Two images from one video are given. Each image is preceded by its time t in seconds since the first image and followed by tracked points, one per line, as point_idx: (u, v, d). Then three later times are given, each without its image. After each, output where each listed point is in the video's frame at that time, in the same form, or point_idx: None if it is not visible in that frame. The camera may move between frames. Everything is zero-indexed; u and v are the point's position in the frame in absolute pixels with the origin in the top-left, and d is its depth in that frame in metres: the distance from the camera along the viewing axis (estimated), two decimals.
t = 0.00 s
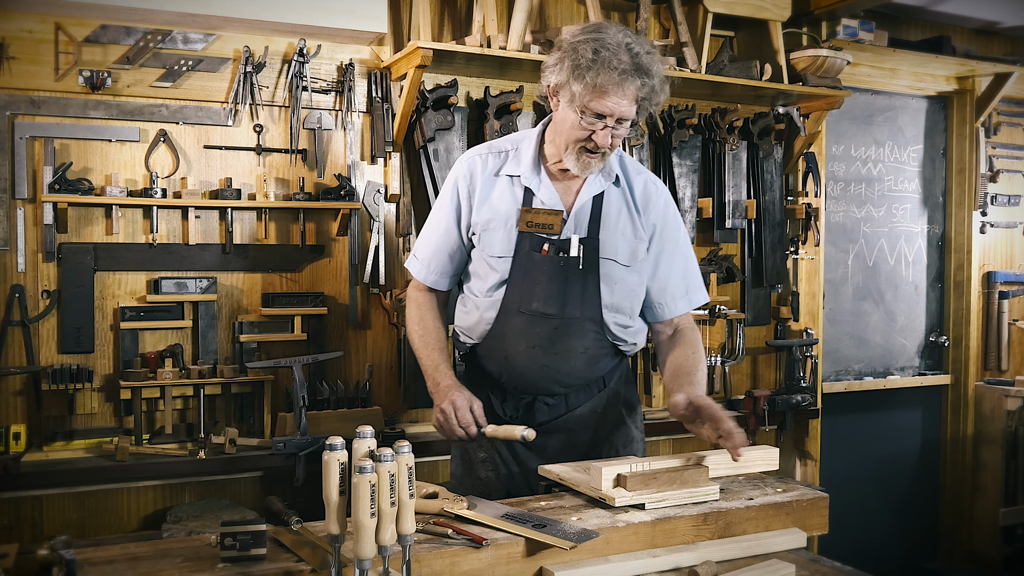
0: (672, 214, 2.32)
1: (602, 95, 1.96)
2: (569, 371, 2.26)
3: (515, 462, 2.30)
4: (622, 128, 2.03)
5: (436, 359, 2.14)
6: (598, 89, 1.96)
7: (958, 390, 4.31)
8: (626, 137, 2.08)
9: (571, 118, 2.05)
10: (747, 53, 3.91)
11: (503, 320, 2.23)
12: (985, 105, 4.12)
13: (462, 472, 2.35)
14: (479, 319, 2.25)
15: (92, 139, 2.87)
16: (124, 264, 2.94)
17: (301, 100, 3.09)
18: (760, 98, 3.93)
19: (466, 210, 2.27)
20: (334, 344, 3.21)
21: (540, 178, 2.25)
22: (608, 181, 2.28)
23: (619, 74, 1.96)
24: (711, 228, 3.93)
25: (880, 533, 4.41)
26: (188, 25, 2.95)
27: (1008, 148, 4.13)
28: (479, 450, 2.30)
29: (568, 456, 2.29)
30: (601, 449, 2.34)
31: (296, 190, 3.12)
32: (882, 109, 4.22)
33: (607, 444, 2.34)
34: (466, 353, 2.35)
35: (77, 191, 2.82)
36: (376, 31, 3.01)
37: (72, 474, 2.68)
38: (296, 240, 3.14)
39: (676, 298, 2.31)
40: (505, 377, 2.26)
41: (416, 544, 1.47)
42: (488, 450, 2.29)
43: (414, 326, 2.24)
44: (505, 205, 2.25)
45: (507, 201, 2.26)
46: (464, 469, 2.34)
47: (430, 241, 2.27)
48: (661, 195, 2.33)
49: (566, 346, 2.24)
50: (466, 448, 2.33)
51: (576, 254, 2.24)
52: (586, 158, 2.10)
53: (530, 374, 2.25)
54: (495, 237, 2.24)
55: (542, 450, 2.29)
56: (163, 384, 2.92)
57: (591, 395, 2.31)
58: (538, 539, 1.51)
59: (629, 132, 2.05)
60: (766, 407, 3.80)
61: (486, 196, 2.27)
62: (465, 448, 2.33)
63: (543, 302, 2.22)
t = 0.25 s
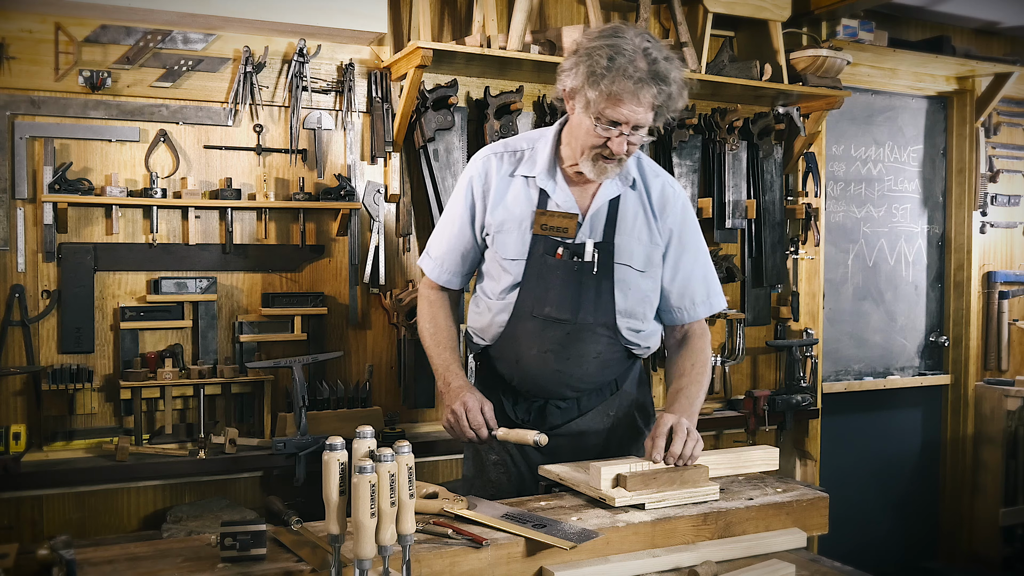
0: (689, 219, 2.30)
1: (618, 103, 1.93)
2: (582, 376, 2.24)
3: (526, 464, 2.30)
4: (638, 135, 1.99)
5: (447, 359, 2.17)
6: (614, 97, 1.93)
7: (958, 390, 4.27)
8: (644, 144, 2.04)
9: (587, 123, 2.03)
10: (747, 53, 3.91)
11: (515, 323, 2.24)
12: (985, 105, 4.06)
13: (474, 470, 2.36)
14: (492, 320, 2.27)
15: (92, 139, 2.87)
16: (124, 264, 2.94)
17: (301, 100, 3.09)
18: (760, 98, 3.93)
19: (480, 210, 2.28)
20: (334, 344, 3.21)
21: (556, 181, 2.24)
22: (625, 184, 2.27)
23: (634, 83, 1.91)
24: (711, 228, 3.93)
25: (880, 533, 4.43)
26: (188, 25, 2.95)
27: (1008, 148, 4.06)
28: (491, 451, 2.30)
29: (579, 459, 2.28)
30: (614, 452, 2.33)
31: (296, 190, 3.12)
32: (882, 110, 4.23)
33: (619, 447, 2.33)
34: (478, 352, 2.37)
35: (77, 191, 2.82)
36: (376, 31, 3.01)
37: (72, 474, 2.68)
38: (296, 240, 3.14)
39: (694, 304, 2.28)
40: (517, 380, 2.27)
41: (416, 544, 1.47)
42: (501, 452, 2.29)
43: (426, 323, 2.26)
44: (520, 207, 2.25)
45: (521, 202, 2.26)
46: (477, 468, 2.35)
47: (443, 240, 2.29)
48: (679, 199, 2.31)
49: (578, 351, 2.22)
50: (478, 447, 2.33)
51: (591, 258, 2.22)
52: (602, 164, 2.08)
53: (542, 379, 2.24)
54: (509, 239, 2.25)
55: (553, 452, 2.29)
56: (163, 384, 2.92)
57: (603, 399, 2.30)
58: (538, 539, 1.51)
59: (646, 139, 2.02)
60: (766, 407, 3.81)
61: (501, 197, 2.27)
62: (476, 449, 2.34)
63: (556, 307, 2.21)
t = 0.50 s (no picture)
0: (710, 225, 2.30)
1: (641, 108, 1.95)
2: (591, 376, 2.22)
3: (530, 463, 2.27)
4: (660, 140, 2.01)
5: (454, 350, 2.20)
6: (637, 101, 1.95)
7: (958, 390, 4.29)
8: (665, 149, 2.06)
9: (609, 126, 2.04)
10: (747, 53, 3.91)
11: (527, 321, 2.23)
12: (985, 105, 4.10)
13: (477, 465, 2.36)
14: (505, 316, 2.27)
15: (92, 139, 2.87)
16: (124, 264, 2.94)
17: (301, 100, 3.09)
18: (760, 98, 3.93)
19: (499, 204, 2.29)
20: (334, 344, 3.21)
21: (576, 180, 2.24)
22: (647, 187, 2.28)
23: (658, 89, 1.93)
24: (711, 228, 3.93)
25: (880, 534, 4.42)
26: (188, 25, 2.95)
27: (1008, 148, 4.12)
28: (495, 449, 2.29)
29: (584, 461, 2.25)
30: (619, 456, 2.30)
31: (296, 190, 3.12)
32: (882, 110, 4.22)
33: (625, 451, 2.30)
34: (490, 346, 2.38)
35: (77, 191, 2.82)
36: (376, 31, 3.01)
37: (73, 474, 2.68)
38: (296, 240, 3.13)
39: (711, 311, 2.29)
40: (524, 377, 2.24)
41: (416, 544, 1.47)
42: (505, 449, 2.27)
43: (437, 314, 2.29)
44: (539, 204, 2.26)
45: (541, 198, 2.26)
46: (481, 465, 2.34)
47: (461, 233, 2.31)
48: (701, 205, 2.32)
49: (588, 350, 2.21)
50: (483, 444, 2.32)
51: (607, 260, 2.22)
52: (621, 167, 2.09)
53: (551, 377, 2.22)
54: (526, 235, 2.25)
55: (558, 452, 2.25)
56: (163, 384, 2.92)
57: (612, 401, 2.28)
58: (538, 539, 1.51)
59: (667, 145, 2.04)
60: (766, 407, 3.81)
61: (521, 192, 2.28)
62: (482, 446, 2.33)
63: (568, 306, 2.20)
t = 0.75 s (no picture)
0: (723, 233, 2.30)
1: (661, 108, 1.95)
2: (593, 376, 2.22)
3: (528, 460, 2.27)
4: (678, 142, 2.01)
5: (460, 345, 2.20)
6: (657, 102, 1.95)
7: (958, 390, 4.29)
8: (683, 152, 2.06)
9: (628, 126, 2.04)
10: (747, 53, 3.91)
11: (533, 319, 2.23)
12: (985, 105, 4.09)
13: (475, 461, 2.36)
14: (513, 312, 2.28)
15: (92, 139, 2.87)
16: (124, 264, 2.94)
17: (301, 100, 3.09)
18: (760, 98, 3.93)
19: (513, 201, 2.30)
20: (334, 344, 3.21)
21: (591, 180, 2.24)
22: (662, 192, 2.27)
23: (678, 90, 1.93)
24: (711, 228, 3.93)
25: (880, 534, 4.43)
26: (188, 25, 2.94)
27: (1008, 148, 4.11)
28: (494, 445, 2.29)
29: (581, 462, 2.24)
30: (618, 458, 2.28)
31: (296, 190, 3.12)
32: (882, 110, 4.23)
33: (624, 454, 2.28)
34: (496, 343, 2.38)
35: (77, 191, 2.82)
36: (376, 31, 3.01)
37: (73, 474, 2.68)
38: (296, 240, 3.13)
39: (721, 318, 2.30)
40: (527, 374, 2.24)
41: (416, 544, 1.47)
42: (503, 444, 2.28)
43: (445, 308, 2.30)
44: (552, 202, 2.27)
45: (555, 196, 2.28)
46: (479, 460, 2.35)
47: (473, 228, 2.32)
48: (715, 213, 2.31)
49: (592, 350, 2.21)
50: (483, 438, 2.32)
51: (617, 262, 2.22)
52: (637, 169, 2.09)
53: (554, 375, 2.21)
54: (537, 233, 2.26)
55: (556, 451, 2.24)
56: (163, 384, 2.92)
57: (613, 402, 2.27)
58: (538, 539, 1.51)
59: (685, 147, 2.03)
60: (766, 407, 3.81)
61: (535, 190, 2.29)
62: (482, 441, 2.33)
63: (574, 306, 2.20)
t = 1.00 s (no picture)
0: (721, 229, 2.30)
1: (648, 83, 1.96)
2: (592, 375, 2.22)
3: (526, 460, 2.27)
4: (669, 119, 2.00)
5: (458, 344, 2.20)
6: (645, 75, 1.96)
7: (958, 390, 4.29)
8: (677, 133, 2.04)
9: (620, 108, 2.05)
10: (747, 53, 3.91)
11: (532, 318, 2.23)
12: (985, 105, 4.10)
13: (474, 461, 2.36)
14: (511, 311, 2.27)
15: (92, 139, 2.87)
16: (125, 264, 2.94)
17: (301, 100, 3.09)
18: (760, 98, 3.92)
19: (511, 200, 2.30)
20: (334, 344, 3.21)
21: (590, 178, 2.24)
22: (660, 188, 2.27)
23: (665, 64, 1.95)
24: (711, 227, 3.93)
25: (880, 534, 4.42)
26: (188, 25, 2.95)
27: (1008, 148, 4.11)
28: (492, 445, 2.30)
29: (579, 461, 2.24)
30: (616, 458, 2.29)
31: (296, 190, 3.12)
32: (882, 109, 4.23)
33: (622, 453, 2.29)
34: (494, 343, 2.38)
35: (77, 191, 2.82)
36: (376, 31, 3.01)
37: (72, 474, 2.68)
38: (296, 240, 3.13)
39: (722, 315, 2.29)
40: (526, 373, 2.25)
41: (416, 544, 1.47)
42: (501, 444, 2.29)
43: (443, 308, 2.30)
44: (551, 200, 2.27)
45: (553, 195, 2.27)
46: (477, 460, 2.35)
47: (471, 227, 2.32)
48: (713, 209, 2.31)
49: (591, 349, 2.21)
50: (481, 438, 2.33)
51: (616, 260, 2.22)
52: (632, 152, 2.09)
53: (553, 374, 2.22)
54: (536, 231, 2.26)
55: (554, 450, 2.24)
56: (163, 384, 2.92)
57: (612, 401, 2.27)
58: (538, 539, 1.51)
59: (678, 126, 2.02)
60: (766, 407, 3.81)
61: (533, 189, 2.29)
62: (480, 441, 2.34)
63: (574, 305, 2.20)
